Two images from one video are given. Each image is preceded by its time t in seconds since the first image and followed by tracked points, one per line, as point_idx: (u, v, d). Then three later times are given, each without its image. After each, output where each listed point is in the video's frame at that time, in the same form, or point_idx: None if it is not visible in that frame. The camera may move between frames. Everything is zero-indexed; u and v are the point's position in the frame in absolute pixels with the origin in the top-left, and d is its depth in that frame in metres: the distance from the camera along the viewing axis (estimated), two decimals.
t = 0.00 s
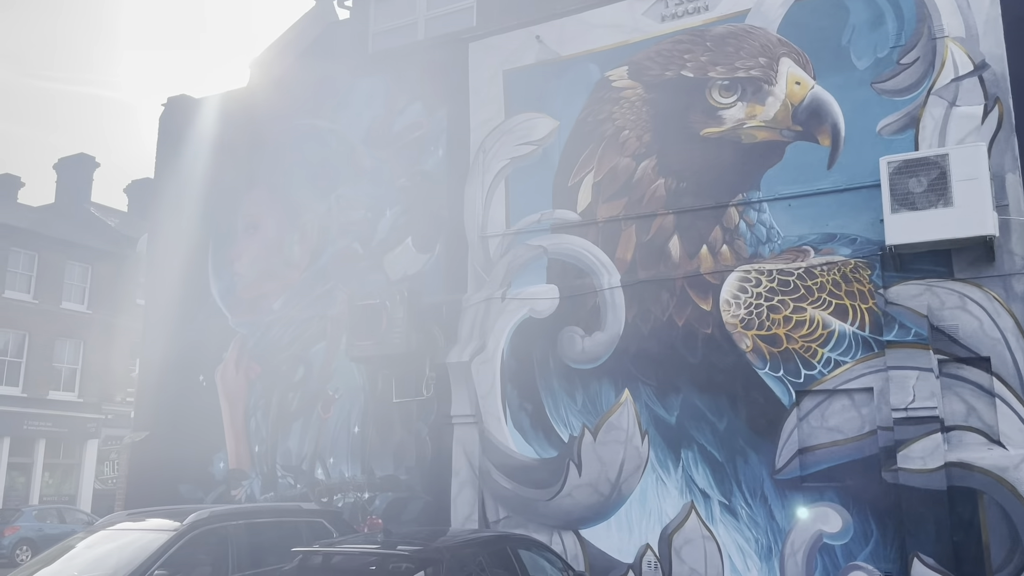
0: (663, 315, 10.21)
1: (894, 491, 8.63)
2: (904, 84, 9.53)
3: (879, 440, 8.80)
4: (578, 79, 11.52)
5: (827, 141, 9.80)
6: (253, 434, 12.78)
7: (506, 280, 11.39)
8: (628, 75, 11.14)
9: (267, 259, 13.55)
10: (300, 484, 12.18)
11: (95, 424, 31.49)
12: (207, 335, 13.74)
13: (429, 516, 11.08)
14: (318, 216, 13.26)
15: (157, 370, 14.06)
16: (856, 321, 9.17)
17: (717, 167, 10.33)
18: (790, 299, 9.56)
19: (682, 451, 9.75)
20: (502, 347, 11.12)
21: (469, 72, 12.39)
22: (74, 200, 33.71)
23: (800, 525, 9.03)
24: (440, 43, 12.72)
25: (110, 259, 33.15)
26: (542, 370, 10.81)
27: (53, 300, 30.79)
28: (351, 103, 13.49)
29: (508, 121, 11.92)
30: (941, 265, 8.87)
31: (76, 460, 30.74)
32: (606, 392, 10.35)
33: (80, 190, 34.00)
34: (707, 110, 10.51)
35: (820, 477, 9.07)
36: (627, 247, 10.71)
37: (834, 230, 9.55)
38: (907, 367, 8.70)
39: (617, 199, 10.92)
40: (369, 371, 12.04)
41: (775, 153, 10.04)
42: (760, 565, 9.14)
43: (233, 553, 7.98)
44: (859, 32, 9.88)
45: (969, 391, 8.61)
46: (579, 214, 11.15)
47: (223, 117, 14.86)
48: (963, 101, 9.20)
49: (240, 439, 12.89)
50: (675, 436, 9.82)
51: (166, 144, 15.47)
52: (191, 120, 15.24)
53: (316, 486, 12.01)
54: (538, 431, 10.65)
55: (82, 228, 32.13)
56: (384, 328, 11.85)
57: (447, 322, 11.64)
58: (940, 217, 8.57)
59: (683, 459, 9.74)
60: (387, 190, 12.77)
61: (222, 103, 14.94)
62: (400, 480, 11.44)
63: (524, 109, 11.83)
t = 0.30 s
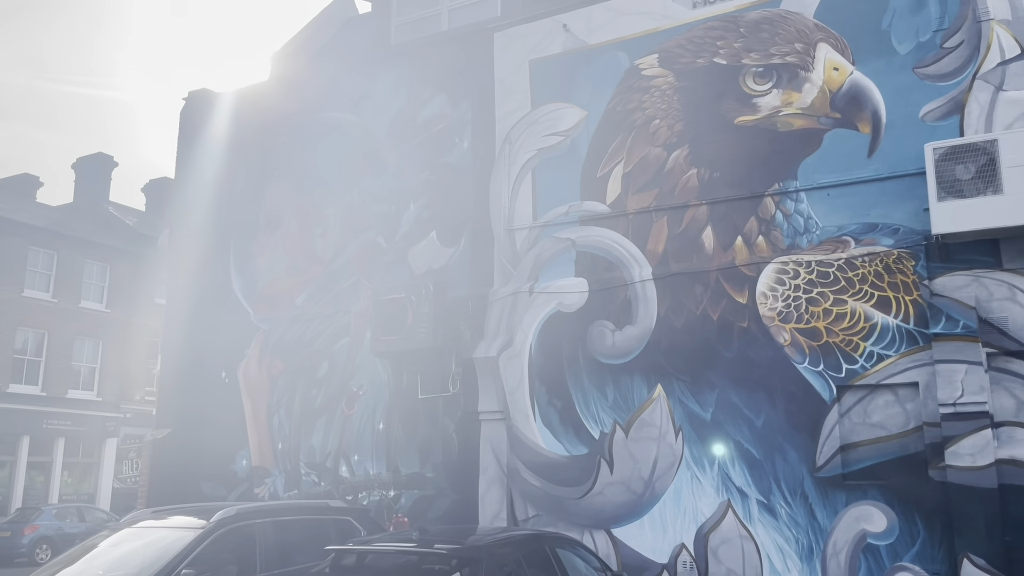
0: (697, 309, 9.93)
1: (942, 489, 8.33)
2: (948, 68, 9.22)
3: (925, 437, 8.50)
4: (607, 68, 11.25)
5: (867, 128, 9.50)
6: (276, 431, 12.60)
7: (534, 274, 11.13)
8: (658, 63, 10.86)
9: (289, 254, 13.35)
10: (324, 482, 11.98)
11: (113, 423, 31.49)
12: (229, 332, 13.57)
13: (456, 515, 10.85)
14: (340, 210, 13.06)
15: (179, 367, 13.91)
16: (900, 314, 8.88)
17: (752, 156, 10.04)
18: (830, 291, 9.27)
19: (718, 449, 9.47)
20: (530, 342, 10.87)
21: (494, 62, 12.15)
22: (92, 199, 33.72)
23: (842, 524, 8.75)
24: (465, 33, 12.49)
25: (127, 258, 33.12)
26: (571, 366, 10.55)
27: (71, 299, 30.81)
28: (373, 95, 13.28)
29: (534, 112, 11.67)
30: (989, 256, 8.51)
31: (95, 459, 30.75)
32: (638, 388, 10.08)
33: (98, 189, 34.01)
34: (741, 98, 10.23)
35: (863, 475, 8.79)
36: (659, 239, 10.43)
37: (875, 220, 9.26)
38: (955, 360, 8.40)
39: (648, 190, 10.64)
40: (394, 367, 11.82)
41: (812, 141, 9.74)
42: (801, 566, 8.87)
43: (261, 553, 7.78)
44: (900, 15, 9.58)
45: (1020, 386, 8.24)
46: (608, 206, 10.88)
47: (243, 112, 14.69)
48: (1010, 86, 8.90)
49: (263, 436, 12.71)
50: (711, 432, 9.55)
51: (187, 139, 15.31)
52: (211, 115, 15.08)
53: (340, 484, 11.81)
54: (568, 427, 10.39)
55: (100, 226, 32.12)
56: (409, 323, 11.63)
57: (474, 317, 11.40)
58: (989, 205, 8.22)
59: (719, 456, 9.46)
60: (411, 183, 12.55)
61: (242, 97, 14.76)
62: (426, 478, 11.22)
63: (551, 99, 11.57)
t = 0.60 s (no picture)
0: (733, 305, 9.61)
1: (994, 491, 7.98)
2: (995, 54, 8.91)
3: (976, 437, 8.16)
4: (636, 58, 10.95)
5: (911, 117, 9.18)
6: (298, 432, 12.34)
7: (562, 270, 10.84)
8: (690, 52, 10.56)
9: (310, 251, 13.11)
10: (347, 484, 11.72)
11: (129, 424, 31.35)
12: (249, 331, 13.33)
13: (484, 518, 10.58)
14: (362, 207, 12.80)
15: (199, 367, 13.67)
16: (948, 309, 8.54)
17: (788, 147, 9.73)
18: (874, 286, 8.95)
19: (756, 449, 9.16)
20: (559, 340, 10.57)
21: (519, 53, 11.86)
22: (107, 200, 33.64)
23: (889, 527, 8.41)
24: (488, 24, 12.22)
25: (142, 258, 32.99)
26: (602, 364, 10.24)
27: (86, 299, 30.74)
28: (395, 89, 13.02)
29: (561, 104, 11.37)
30: None
31: (110, 460, 30.66)
32: (672, 387, 9.77)
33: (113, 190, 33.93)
34: (777, 87, 9.91)
35: (909, 477, 8.45)
36: (692, 233, 10.12)
37: (919, 212, 8.94)
38: (1008, 357, 8.07)
39: (680, 183, 10.33)
40: (419, 366, 11.55)
41: (852, 131, 9.42)
42: (846, 571, 8.54)
43: (288, 558, 7.52)
44: None
45: None
46: (639, 200, 10.57)
47: (261, 107, 14.45)
48: None
49: (284, 437, 12.46)
50: (748, 432, 9.23)
51: (204, 135, 15.09)
52: (228, 110, 14.84)
53: (364, 486, 11.54)
54: (599, 428, 10.10)
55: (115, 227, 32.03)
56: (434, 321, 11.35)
57: (501, 314, 11.12)
58: None
59: (758, 458, 9.14)
60: (434, 178, 12.27)
61: (260, 92, 14.52)
62: (452, 479, 10.94)
63: (578, 91, 11.27)
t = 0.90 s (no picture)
0: (768, 300, 9.31)
1: None
2: None
3: None
4: (663, 47, 10.66)
5: (953, 104, 8.87)
6: (318, 432, 12.10)
7: (589, 265, 10.55)
8: (720, 41, 10.27)
9: (329, 248, 12.86)
10: (369, 484, 11.47)
11: (143, 425, 31.20)
12: (267, 330, 13.10)
13: (510, 519, 10.31)
14: (382, 202, 12.56)
15: (216, 366, 13.46)
16: (995, 302, 8.24)
17: (824, 137, 9.42)
18: (916, 279, 8.65)
19: (793, 449, 8.87)
20: (586, 337, 10.29)
21: (542, 45, 11.59)
22: (120, 201, 33.54)
23: (934, 529, 8.11)
24: (511, 15, 11.95)
25: (155, 260, 32.88)
26: (631, 361, 9.95)
27: (100, 301, 30.65)
28: (414, 82, 12.76)
29: (586, 95, 11.09)
30: None
31: (124, 462, 30.56)
32: (704, 384, 9.48)
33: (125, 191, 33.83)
34: (812, 75, 9.62)
35: (955, 477, 8.13)
36: (724, 226, 9.82)
37: (963, 202, 8.63)
38: None
39: (711, 175, 10.03)
40: (442, 364, 11.28)
41: (891, 119, 9.12)
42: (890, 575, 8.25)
43: (313, 562, 7.25)
44: None
45: None
46: (667, 192, 10.27)
47: (277, 103, 14.23)
48: None
49: (304, 437, 12.21)
50: (785, 431, 8.93)
51: (220, 132, 14.87)
52: (244, 107, 14.62)
53: (386, 486, 11.29)
54: (628, 427, 9.81)
55: (128, 228, 31.91)
56: (457, 318, 11.08)
57: (525, 311, 10.85)
58: None
59: (795, 457, 8.85)
60: (455, 172, 12.01)
61: (276, 88, 14.29)
62: (477, 480, 10.68)
63: (603, 82, 10.99)
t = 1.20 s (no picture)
0: (803, 296, 8.96)
1: None
2: None
3: None
4: (690, 36, 10.32)
5: (996, 91, 8.52)
6: (333, 434, 11.77)
7: (613, 261, 10.20)
8: (748, 28, 9.93)
9: (344, 245, 12.55)
10: (386, 489, 11.13)
11: (149, 429, 30.88)
12: (280, 330, 12.78)
13: (533, 524, 9.97)
14: (397, 199, 12.24)
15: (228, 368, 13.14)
16: None
17: (860, 126, 9.08)
18: (960, 273, 8.31)
19: (831, 451, 8.52)
20: (611, 335, 9.93)
21: (563, 35, 11.26)
22: (126, 203, 33.29)
23: (983, 534, 7.72)
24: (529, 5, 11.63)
25: (161, 262, 32.61)
26: (658, 360, 9.60)
27: (106, 303, 30.38)
28: (430, 75, 12.44)
29: (609, 87, 10.76)
30: None
31: (131, 466, 30.21)
32: (736, 384, 9.13)
33: (132, 193, 33.58)
34: (846, 63, 9.28)
35: (1004, 479, 7.73)
36: (755, 220, 9.48)
37: (1008, 193, 8.28)
38: None
39: (741, 167, 9.69)
40: (461, 364, 10.95)
41: (931, 107, 8.77)
42: None
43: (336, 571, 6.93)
44: None
45: None
46: (695, 185, 9.93)
47: (289, 98, 13.91)
48: None
49: (318, 440, 11.89)
50: (823, 433, 8.58)
51: (230, 128, 14.57)
52: (255, 102, 14.30)
53: (404, 490, 10.96)
54: (656, 428, 9.46)
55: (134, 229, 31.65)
56: (478, 317, 10.74)
57: (548, 309, 10.52)
58: None
59: (833, 460, 8.50)
60: (473, 167, 11.68)
61: (288, 83, 13.98)
62: (498, 484, 10.34)
63: (627, 73, 10.66)
